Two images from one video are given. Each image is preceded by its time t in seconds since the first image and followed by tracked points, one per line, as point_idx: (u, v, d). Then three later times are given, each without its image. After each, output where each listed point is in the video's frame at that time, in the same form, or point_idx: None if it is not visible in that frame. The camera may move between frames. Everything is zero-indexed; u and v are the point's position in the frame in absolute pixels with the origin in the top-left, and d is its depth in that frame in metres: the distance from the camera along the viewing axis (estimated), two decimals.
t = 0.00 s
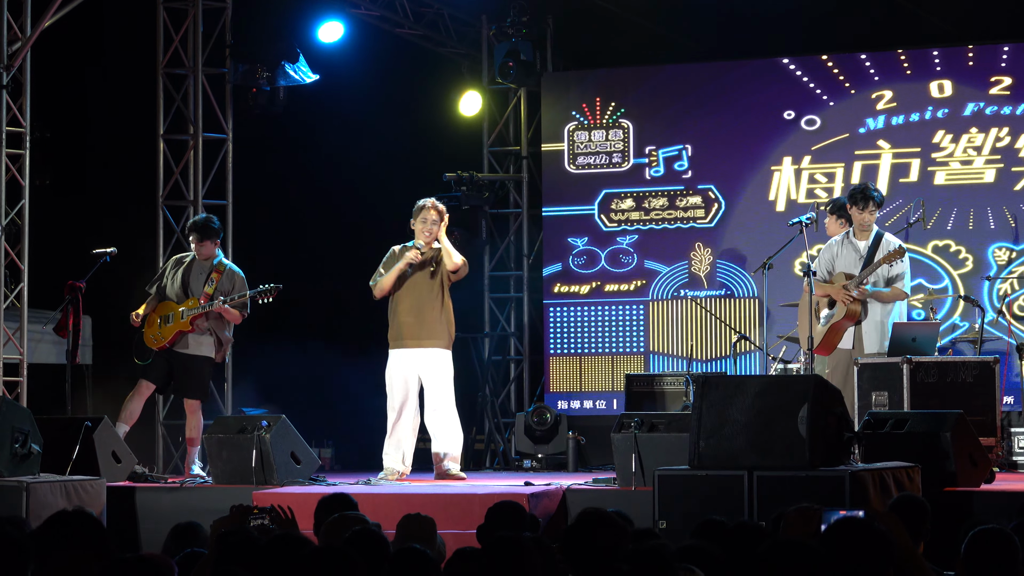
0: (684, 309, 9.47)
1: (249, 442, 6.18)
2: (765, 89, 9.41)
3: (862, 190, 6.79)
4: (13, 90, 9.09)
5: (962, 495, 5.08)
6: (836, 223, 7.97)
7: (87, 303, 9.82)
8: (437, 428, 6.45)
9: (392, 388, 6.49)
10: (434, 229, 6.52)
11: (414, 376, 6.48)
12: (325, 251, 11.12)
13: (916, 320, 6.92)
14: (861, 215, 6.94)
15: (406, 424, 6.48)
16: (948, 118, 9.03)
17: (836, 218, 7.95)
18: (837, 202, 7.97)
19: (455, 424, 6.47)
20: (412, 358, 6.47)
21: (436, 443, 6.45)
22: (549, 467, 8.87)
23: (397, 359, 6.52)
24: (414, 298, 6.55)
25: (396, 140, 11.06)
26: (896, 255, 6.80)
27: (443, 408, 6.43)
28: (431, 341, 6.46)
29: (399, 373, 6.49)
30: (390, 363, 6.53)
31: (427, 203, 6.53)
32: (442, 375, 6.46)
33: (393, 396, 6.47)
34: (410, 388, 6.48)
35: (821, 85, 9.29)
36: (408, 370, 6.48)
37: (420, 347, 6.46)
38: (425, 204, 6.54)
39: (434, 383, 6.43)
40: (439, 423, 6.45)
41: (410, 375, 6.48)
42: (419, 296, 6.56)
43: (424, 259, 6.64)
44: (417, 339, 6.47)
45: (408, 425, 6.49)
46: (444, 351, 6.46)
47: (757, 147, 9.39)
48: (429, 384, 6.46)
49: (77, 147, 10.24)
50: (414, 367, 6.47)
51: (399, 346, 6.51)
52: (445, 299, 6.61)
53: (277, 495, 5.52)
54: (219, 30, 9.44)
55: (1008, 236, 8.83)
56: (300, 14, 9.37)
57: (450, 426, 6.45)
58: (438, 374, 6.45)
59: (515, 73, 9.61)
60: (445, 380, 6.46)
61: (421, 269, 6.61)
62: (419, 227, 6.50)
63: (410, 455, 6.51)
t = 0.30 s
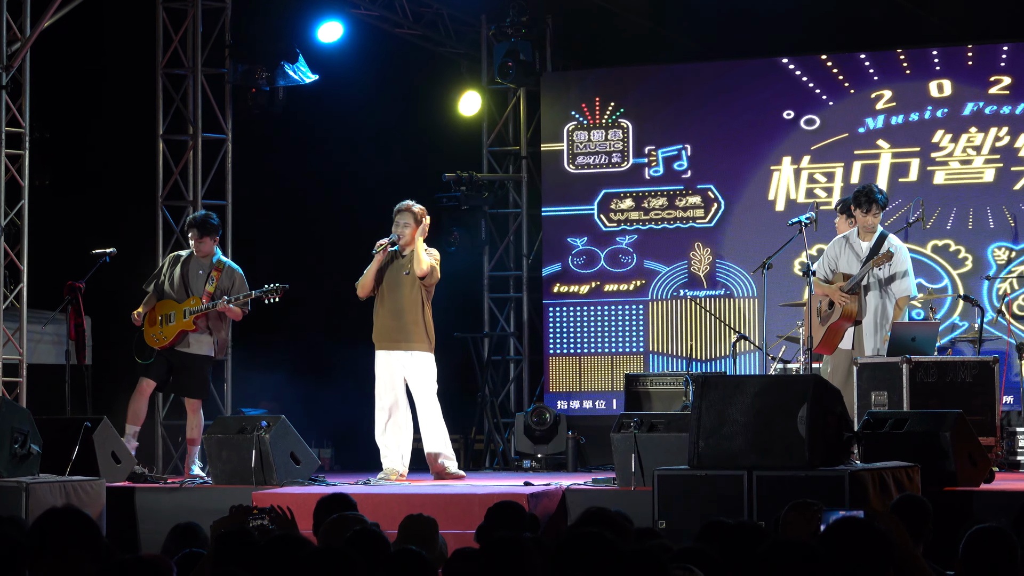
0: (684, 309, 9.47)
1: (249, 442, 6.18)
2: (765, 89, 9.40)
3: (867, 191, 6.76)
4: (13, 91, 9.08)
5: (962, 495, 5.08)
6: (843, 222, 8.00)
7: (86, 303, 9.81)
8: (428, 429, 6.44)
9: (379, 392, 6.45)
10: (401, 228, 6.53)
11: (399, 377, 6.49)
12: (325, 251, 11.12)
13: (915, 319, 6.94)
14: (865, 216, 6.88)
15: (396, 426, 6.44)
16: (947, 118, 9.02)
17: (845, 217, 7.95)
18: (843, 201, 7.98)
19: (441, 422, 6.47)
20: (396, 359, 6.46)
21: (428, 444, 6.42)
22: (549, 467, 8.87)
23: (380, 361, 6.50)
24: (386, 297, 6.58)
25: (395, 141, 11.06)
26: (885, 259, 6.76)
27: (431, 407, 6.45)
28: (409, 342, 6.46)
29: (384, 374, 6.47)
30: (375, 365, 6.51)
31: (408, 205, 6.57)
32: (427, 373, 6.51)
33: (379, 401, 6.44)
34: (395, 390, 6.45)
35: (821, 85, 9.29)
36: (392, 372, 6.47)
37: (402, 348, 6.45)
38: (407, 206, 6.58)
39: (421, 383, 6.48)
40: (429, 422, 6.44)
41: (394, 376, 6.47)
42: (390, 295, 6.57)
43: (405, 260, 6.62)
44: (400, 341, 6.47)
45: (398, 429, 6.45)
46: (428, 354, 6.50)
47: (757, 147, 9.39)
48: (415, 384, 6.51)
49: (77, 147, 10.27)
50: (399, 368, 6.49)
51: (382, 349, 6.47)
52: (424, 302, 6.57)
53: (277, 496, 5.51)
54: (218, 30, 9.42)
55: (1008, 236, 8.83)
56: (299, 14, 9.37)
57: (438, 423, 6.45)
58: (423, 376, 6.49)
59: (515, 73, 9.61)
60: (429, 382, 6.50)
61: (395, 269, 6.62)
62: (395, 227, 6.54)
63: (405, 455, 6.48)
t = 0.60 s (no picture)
0: (684, 311, 9.47)
1: (249, 445, 6.17)
2: (765, 91, 9.41)
3: (867, 195, 6.71)
4: (13, 93, 9.08)
5: (962, 496, 5.08)
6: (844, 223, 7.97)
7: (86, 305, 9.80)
8: (426, 430, 6.42)
9: (377, 394, 6.47)
10: (391, 234, 6.52)
11: (398, 378, 6.49)
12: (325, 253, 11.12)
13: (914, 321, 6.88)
14: (865, 220, 6.80)
15: (394, 426, 6.45)
16: (947, 119, 9.02)
17: (846, 218, 7.94)
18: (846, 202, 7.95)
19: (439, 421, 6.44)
20: (393, 360, 6.47)
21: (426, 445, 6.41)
22: (549, 469, 8.87)
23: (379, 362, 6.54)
24: (381, 299, 6.59)
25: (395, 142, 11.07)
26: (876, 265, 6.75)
27: (427, 406, 6.44)
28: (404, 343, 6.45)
29: (383, 375, 6.49)
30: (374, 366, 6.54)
31: (396, 207, 6.56)
32: (425, 373, 6.47)
33: (377, 402, 6.46)
34: (393, 391, 6.46)
35: (821, 86, 9.29)
36: (390, 372, 6.47)
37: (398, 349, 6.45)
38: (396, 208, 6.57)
39: (420, 382, 6.45)
40: (426, 423, 6.42)
41: (391, 377, 6.48)
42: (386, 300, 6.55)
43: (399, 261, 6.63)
44: (396, 343, 6.46)
45: (395, 429, 6.45)
46: (425, 354, 6.45)
47: (757, 149, 9.39)
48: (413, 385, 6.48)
49: (76, 149, 10.28)
50: (397, 369, 6.48)
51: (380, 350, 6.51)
52: (420, 302, 6.56)
53: (278, 498, 5.51)
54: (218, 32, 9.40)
55: (1008, 237, 8.83)
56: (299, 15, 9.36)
57: (435, 422, 6.41)
58: (421, 377, 6.46)
59: (515, 75, 9.61)
60: (427, 383, 6.47)
61: (389, 272, 6.61)
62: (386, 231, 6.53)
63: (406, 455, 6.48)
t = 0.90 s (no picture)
0: (684, 310, 9.47)
1: (249, 443, 6.17)
2: (765, 90, 9.41)
3: (867, 194, 6.71)
4: (13, 92, 9.07)
5: (962, 495, 5.09)
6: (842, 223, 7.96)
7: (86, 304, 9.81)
8: (427, 429, 6.42)
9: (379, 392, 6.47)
10: (397, 235, 6.48)
11: (401, 376, 6.49)
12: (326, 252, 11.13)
13: (914, 320, 6.83)
14: (865, 220, 6.82)
15: (395, 425, 6.46)
16: (947, 118, 9.02)
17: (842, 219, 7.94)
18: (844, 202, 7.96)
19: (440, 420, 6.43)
20: (395, 359, 6.48)
21: (428, 444, 6.42)
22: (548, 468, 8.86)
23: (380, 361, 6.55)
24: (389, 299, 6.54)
25: (396, 141, 11.08)
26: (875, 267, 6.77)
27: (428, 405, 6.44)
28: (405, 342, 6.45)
29: (388, 373, 6.49)
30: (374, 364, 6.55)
31: (392, 208, 6.52)
32: (427, 372, 6.46)
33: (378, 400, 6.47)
34: (395, 390, 6.47)
35: (821, 86, 9.29)
36: (391, 371, 6.48)
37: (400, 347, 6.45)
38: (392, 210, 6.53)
39: (423, 382, 6.45)
40: (427, 421, 6.43)
41: (392, 376, 6.48)
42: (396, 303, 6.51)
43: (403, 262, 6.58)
44: (398, 342, 6.46)
45: (395, 428, 6.45)
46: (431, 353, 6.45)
47: (757, 149, 9.39)
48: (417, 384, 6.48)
49: (77, 148, 10.28)
50: (402, 368, 6.48)
51: (381, 349, 6.51)
52: (426, 301, 6.55)
53: (277, 497, 5.51)
54: (218, 31, 9.40)
55: (1008, 236, 8.83)
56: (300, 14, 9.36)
57: (436, 421, 6.41)
58: (426, 375, 6.46)
59: (515, 74, 9.61)
60: (432, 381, 6.47)
61: (395, 274, 6.56)
62: (393, 233, 6.47)
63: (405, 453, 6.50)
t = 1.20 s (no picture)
0: (684, 310, 9.47)
1: (249, 443, 6.17)
2: (765, 90, 9.41)
3: (868, 194, 6.71)
4: (13, 91, 9.07)
5: (962, 495, 5.08)
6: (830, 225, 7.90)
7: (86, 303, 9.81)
8: (431, 430, 6.45)
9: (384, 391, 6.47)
10: (422, 239, 6.47)
11: (410, 376, 6.49)
12: (326, 251, 11.14)
13: (916, 321, 6.86)
14: (865, 220, 6.81)
15: (399, 425, 6.44)
16: (948, 119, 9.02)
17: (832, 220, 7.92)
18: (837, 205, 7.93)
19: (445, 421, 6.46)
20: (401, 360, 6.46)
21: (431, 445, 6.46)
22: (548, 468, 8.86)
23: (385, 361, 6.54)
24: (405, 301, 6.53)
25: (396, 141, 11.08)
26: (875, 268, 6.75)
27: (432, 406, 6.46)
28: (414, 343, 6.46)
29: (396, 373, 6.47)
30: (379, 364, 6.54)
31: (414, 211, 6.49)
32: (433, 374, 6.46)
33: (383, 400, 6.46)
34: (401, 391, 6.45)
35: (821, 86, 9.29)
36: (396, 372, 6.46)
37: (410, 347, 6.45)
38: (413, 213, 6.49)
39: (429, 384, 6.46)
40: (431, 422, 6.46)
41: (400, 377, 6.46)
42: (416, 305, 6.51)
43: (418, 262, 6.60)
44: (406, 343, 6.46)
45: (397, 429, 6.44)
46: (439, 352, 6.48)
47: (757, 149, 9.39)
48: (423, 385, 6.49)
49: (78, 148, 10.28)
50: (410, 368, 6.48)
51: (390, 350, 6.49)
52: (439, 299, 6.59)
53: (277, 497, 5.51)
54: (218, 31, 9.44)
55: (1008, 237, 8.83)
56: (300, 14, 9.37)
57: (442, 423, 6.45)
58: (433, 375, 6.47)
59: (515, 74, 9.61)
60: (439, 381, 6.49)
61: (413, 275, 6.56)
62: (415, 237, 6.44)
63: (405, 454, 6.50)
